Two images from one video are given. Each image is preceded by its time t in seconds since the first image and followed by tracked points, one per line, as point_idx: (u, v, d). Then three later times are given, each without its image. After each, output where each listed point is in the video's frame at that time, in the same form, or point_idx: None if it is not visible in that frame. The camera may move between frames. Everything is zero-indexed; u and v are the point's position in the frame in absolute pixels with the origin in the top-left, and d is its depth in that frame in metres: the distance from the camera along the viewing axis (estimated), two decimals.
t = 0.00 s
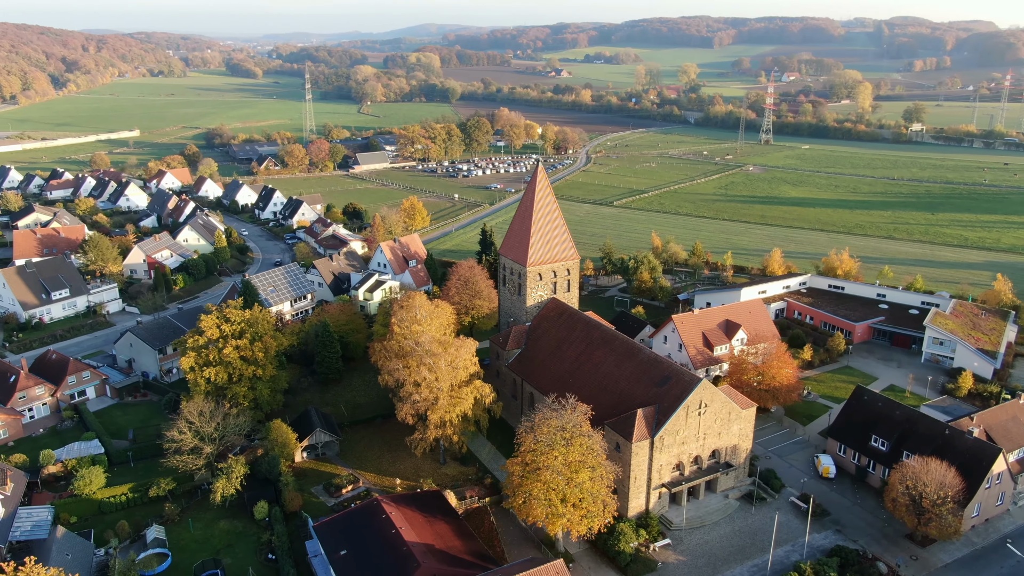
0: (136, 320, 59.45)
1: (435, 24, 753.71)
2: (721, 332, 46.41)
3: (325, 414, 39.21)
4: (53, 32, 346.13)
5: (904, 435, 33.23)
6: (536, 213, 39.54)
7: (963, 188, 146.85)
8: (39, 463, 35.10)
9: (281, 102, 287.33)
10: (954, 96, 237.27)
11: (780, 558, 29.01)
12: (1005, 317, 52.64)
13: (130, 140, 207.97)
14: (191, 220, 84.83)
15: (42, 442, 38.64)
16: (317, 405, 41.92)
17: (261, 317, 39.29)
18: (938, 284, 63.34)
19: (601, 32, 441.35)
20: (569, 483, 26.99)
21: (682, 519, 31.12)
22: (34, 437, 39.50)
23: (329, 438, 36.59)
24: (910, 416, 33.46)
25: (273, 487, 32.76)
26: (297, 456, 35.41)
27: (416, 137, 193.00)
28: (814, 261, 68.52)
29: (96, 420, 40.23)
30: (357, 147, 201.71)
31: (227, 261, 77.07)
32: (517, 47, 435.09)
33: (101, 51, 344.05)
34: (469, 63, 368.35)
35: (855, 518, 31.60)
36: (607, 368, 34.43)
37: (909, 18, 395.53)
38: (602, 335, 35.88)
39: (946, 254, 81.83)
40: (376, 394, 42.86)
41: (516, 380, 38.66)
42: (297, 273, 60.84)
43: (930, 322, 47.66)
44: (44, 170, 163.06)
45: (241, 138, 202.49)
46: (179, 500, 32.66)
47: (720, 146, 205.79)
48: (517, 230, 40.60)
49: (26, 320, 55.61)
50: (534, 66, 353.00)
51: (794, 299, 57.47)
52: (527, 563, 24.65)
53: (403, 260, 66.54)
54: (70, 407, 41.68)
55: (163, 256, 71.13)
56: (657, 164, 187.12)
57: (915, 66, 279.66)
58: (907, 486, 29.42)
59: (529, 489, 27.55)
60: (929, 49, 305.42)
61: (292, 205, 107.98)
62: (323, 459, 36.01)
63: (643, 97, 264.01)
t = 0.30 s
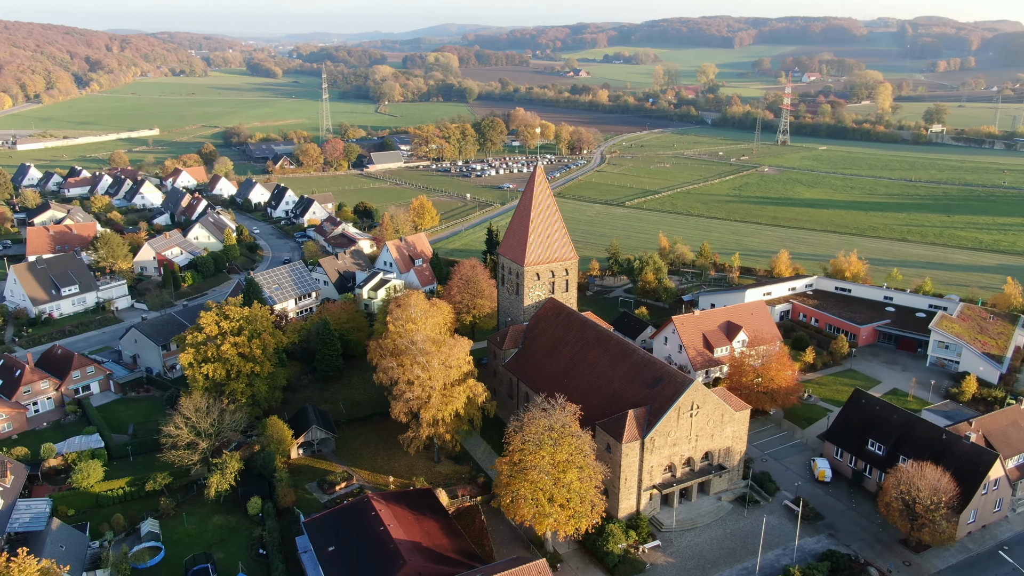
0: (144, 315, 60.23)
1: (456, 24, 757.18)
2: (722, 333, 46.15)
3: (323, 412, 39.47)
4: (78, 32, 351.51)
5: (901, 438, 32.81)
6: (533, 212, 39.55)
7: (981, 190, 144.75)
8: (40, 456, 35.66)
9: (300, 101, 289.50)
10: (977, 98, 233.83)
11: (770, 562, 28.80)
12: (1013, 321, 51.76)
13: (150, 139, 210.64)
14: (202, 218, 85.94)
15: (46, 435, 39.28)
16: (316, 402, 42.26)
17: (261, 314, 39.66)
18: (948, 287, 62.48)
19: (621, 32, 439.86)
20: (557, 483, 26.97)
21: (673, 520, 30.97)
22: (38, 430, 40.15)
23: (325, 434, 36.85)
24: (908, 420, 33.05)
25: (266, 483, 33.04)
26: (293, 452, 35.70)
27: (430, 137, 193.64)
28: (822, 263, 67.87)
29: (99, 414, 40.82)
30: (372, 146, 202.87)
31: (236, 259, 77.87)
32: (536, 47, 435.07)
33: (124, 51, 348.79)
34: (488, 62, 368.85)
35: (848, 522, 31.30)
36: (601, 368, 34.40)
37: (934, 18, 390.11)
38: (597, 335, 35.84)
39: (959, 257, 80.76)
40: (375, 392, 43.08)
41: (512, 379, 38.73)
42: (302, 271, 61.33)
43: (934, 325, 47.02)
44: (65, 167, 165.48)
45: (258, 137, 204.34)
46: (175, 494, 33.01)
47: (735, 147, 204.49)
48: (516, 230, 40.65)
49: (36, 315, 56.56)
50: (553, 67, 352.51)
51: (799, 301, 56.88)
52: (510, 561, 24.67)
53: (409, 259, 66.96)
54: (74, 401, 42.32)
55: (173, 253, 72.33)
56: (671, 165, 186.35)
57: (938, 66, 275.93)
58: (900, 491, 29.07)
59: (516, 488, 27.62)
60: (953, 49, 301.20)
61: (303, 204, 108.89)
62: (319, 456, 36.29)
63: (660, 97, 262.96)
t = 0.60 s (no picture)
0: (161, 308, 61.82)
1: (500, 24, 760.66)
2: (723, 337, 45.51)
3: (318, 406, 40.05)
4: (131, 32, 362.70)
5: (892, 449, 32.01)
6: (529, 212, 39.54)
7: None
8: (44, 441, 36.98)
9: (339, 100, 293.70)
10: None
11: (747, 570, 28.37)
12: None
13: (192, 137, 216.20)
14: (226, 215, 88.00)
15: (53, 422, 40.77)
16: (315, 396, 42.92)
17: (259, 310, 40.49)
18: (971, 295, 60.54)
19: (665, 32, 434.87)
20: (527, 483, 26.92)
21: (652, 524, 30.75)
22: (47, 417, 41.75)
23: (316, 429, 37.38)
24: (900, 429, 32.24)
25: (254, 474, 33.69)
26: (285, 445, 36.34)
27: (462, 136, 194.76)
28: (840, 268, 66.39)
29: (105, 403, 42.19)
30: (404, 145, 204.77)
31: (257, 255, 79.48)
32: (579, 47, 434.04)
33: (174, 50, 358.56)
34: (530, 63, 369.00)
35: (834, 533, 30.66)
36: (587, 369, 34.27)
37: (991, 18, 377.04)
38: (586, 336, 35.71)
39: (990, 264, 78.16)
40: (372, 388, 43.56)
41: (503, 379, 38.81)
42: (314, 267, 62.20)
43: (946, 333, 45.67)
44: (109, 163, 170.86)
45: (296, 135, 208.04)
46: (167, 482, 33.89)
47: (772, 149, 201.11)
48: (512, 230, 40.72)
49: (58, 306, 58.62)
50: (595, 67, 350.75)
51: (811, 306, 55.74)
52: (473, 559, 24.74)
53: (422, 257, 67.57)
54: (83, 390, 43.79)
55: (194, 248, 74.10)
56: (704, 166, 184.26)
57: (992, 68, 266.78)
58: (884, 502, 28.32)
59: (487, 487, 27.64)
60: (1009, 50, 290.87)
61: (328, 202, 110.70)
62: (310, 449, 36.85)
63: (699, 98, 259.85)
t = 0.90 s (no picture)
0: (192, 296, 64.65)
1: (580, 25, 758.24)
2: (723, 344, 44.52)
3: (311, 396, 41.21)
4: (220, 32, 380.98)
5: (871, 467, 30.70)
6: (520, 211, 39.75)
7: None
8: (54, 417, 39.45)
9: (408, 99, 298.89)
10: None
11: None
12: None
13: (263, 133, 224.31)
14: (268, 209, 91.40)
15: (69, 399, 43.41)
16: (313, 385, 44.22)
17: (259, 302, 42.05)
18: (1011, 312, 56.95)
19: (747, 33, 421.94)
20: (475, 480, 27.13)
21: (612, 530, 30.50)
22: (65, 394, 44.46)
23: (303, 417, 38.51)
24: (881, 447, 30.84)
25: (236, 459, 35.06)
26: (271, 432, 37.62)
27: (519, 136, 195.48)
28: (873, 277, 63.62)
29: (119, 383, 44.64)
30: (462, 144, 206.79)
31: (293, 248, 82.17)
32: (656, 48, 428.71)
33: (258, 49, 373.53)
34: (603, 63, 365.84)
35: (800, 550, 29.67)
36: (562, 370, 34.23)
37: None
38: (565, 338, 35.65)
39: None
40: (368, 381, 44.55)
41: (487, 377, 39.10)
42: (336, 261, 63.91)
43: (964, 350, 43.23)
44: (181, 157, 179.70)
45: (360, 133, 213.02)
46: (157, 461, 35.61)
47: (840, 153, 193.61)
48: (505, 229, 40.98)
49: (96, 291, 62.19)
50: (669, 68, 344.74)
51: (830, 316, 53.63)
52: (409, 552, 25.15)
53: (446, 254, 68.38)
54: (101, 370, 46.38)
55: (232, 240, 77.20)
56: (764, 170, 179.26)
57: None
58: (847, 521, 27.20)
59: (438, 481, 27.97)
60: None
61: (371, 198, 113.30)
62: (296, 437, 38.04)
63: (771, 100, 252.08)
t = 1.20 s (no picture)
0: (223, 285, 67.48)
1: (660, 28, 748.26)
2: (723, 351, 43.54)
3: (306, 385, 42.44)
4: (300, 33, 394.49)
5: (843, 483, 29.60)
6: (513, 212, 39.95)
7: None
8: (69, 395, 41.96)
9: (474, 99, 301.38)
10: None
11: None
12: None
13: (329, 130, 230.77)
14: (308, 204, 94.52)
15: (88, 379, 46.10)
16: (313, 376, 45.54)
17: (262, 293, 43.65)
18: None
19: (831, 32, 404.71)
20: (425, 475, 27.49)
21: (571, 532, 30.37)
22: (86, 374, 47.26)
23: (293, 406, 39.72)
24: (857, 464, 29.68)
25: (223, 443, 36.46)
26: (263, 418, 39.04)
27: (574, 137, 194.68)
28: (905, 288, 60.74)
29: (135, 366, 47.19)
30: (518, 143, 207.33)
31: (327, 243, 84.60)
32: (734, 49, 417.61)
33: (336, 48, 385.07)
34: (678, 64, 359.23)
35: (762, 565, 28.89)
36: (537, 370, 34.24)
37: None
38: (544, 337, 35.68)
39: None
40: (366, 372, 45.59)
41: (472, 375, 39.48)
42: (359, 256, 65.41)
43: (980, 367, 40.88)
44: (247, 153, 187.26)
45: (421, 132, 216.36)
46: (153, 441, 37.42)
47: (911, 160, 184.58)
48: (498, 229, 41.23)
49: (133, 278, 65.88)
50: (744, 70, 335.12)
51: (848, 327, 51.45)
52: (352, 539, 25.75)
53: (469, 253, 69.07)
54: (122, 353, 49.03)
55: (269, 233, 80.21)
56: (825, 176, 173.01)
57: None
58: (802, 537, 26.29)
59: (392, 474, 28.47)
60: None
61: (414, 195, 115.32)
62: (286, 424, 39.37)
63: (845, 103, 241.96)
